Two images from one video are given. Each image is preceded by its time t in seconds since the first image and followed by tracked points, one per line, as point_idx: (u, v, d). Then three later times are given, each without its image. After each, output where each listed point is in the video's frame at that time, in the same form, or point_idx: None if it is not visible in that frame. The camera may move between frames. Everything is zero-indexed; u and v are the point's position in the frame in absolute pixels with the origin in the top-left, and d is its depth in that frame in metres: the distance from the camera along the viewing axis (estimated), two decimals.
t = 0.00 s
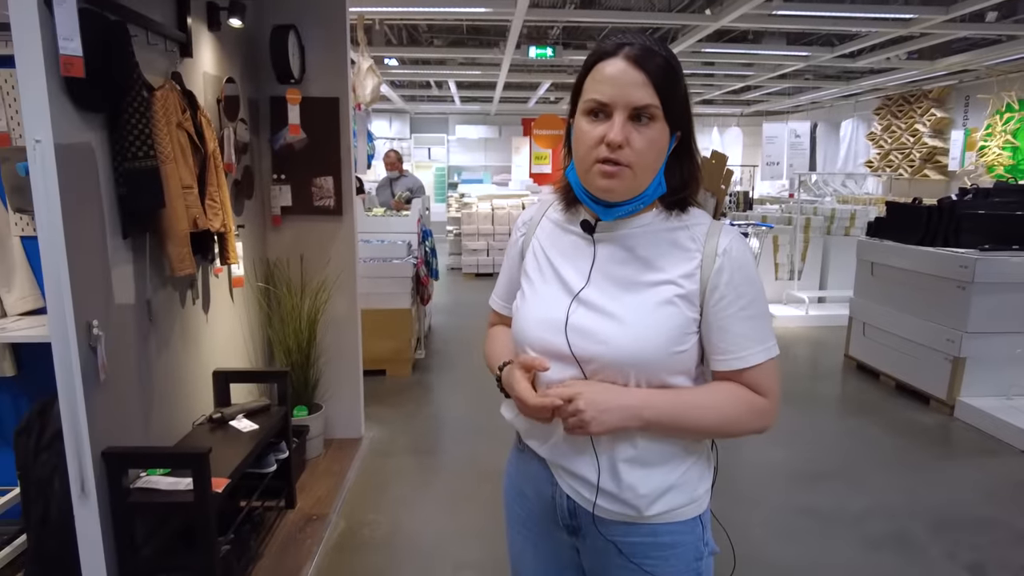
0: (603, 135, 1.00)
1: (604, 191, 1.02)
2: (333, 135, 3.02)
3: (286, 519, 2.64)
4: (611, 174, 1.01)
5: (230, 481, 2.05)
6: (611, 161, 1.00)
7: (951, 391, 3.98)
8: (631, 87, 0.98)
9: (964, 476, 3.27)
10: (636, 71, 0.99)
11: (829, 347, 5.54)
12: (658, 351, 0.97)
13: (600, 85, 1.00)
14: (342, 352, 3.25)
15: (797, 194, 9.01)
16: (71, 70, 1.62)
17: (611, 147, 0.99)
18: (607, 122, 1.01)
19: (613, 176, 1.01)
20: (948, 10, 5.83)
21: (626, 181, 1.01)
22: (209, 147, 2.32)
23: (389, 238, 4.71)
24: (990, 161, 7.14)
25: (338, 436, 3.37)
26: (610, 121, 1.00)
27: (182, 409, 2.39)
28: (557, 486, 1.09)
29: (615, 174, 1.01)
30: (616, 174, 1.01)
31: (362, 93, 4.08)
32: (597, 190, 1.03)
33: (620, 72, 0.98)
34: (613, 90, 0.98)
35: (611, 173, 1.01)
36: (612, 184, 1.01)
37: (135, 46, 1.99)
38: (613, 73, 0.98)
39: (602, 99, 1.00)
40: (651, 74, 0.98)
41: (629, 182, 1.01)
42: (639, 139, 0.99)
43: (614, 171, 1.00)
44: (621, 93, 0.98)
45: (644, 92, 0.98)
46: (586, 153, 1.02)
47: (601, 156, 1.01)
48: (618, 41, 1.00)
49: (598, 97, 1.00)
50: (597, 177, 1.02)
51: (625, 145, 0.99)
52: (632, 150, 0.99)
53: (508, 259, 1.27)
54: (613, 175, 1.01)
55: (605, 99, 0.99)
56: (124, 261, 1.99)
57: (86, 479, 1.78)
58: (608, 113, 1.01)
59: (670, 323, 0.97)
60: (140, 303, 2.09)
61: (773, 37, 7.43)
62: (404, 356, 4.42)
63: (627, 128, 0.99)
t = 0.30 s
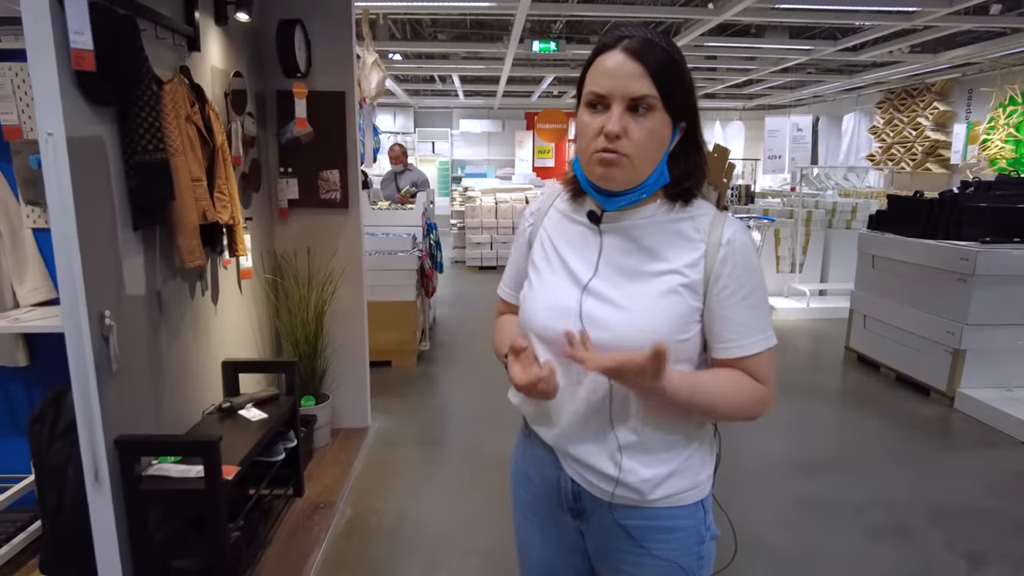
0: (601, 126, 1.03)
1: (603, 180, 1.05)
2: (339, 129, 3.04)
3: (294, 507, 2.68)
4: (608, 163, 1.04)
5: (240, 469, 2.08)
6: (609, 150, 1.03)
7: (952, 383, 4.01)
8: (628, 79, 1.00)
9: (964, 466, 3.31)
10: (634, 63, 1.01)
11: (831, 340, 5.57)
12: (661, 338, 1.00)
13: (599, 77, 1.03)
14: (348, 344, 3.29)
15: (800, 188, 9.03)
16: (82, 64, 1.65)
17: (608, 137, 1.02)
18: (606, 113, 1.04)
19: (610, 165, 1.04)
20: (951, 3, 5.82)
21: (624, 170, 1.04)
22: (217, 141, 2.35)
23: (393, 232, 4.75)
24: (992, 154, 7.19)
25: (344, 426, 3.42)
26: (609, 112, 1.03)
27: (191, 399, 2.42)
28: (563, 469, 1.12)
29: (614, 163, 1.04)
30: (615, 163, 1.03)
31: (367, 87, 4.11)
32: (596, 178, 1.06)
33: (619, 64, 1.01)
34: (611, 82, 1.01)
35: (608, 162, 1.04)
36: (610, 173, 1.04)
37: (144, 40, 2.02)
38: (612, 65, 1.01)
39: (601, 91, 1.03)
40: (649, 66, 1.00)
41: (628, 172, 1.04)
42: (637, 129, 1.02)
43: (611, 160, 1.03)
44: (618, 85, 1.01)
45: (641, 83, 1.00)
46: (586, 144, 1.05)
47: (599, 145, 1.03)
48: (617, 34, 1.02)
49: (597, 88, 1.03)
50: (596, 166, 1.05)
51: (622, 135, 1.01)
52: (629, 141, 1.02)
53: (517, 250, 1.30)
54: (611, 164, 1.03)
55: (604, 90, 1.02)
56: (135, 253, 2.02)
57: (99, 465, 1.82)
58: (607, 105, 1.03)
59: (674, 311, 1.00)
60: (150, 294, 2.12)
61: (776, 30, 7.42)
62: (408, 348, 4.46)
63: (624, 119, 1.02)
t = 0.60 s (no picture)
0: (602, 124, 1.03)
1: (606, 179, 1.05)
2: (343, 126, 3.05)
3: (299, 503, 2.69)
4: (609, 161, 1.03)
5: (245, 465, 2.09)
6: (610, 149, 1.03)
7: (956, 380, 4.01)
8: (629, 78, 1.00)
9: (967, 463, 3.30)
10: (636, 63, 1.01)
11: (834, 337, 5.57)
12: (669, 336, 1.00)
13: (601, 77, 1.03)
14: (352, 341, 3.30)
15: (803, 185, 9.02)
16: (91, 63, 1.66)
17: (609, 136, 1.02)
18: (607, 112, 1.04)
19: (612, 163, 1.03)
20: None
21: (626, 168, 1.03)
22: (222, 138, 2.36)
23: (397, 229, 4.76)
24: (997, 152, 7.09)
25: (349, 423, 3.43)
26: (610, 111, 1.03)
27: (197, 395, 2.43)
28: (570, 466, 1.13)
29: (615, 161, 1.03)
30: (617, 162, 1.03)
31: (370, 84, 4.11)
32: (600, 177, 1.06)
33: (620, 64, 1.01)
34: (612, 82, 1.01)
35: (610, 161, 1.03)
36: (613, 171, 1.04)
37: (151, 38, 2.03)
38: (614, 65, 1.02)
39: (602, 90, 1.03)
40: (649, 64, 1.00)
41: (630, 170, 1.03)
42: (639, 127, 1.01)
43: (612, 158, 1.03)
44: (619, 84, 1.01)
45: (642, 81, 1.00)
46: (589, 143, 1.05)
47: (601, 145, 1.03)
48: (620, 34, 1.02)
49: (599, 88, 1.04)
50: (598, 164, 1.05)
51: (623, 133, 1.01)
52: (630, 139, 1.01)
53: (526, 249, 1.30)
54: (612, 162, 1.03)
55: (605, 89, 1.02)
56: (141, 250, 2.03)
57: (107, 461, 1.83)
58: (608, 104, 1.03)
59: (682, 310, 1.00)
60: (156, 290, 2.13)
61: (781, 26, 7.39)
62: (411, 345, 4.47)
63: (625, 117, 1.01)
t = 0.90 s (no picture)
0: (605, 121, 1.03)
1: (609, 176, 1.05)
2: (347, 124, 3.05)
3: (303, 501, 2.70)
4: (612, 158, 1.04)
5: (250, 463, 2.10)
6: (613, 146, 1.03)
7: (959, 379, 4.01)
8: (631, 74, 1.00)
9: (970, 461, 3.30)
10: (639, 60, 1.01)
11: (837, 336, 5.56)
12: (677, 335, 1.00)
13: (604, 74, 1.03)
14: (355, 339, 3.30)
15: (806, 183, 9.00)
16: (98, 61, 1.67)
17: (612, 133, 1.02)
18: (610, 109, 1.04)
19: (614, 159, 1.04)
20: None
21: (629, 164, 1.03)
22: (226, 137, 2.36)
23: (400, 228, 4.72)
24: (1000, 150, 7.09)
25: (352, 421, 3.43)
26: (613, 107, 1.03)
27: (202, 393, 2.44)
28: (577, 463, 1.13)
29: (618, 157, 1.03)
30: (619, 158, 1.03)
31: (373, 82, 4.11)
32: (604, 174, 1.06)
33: (623, 61, 1.01)
34: (615, 79, 1.02)
35: (613, 157, 1.04)
36: (615, 167, 1.04)
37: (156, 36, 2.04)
38: (617, 62, 1.02)
39: (605, 87, 1.03)
40: (651, 60, 1.00)
41: (632, 166, 1.03)
42: (641, 123, 1.01)
43: (615, 154, 1.03)
44: (621, 80, 1.01)
45: (644, 78, 1.00)
46: (593, 139, 1.06)
47: (604, 141, 1.04)
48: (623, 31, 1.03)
49: (602, 85, 1.04)
50: (602, 160, 1.05)
51: (624, 129, 1.01)
52: (633, 135, 1.01)
53: (533, 246, 1.31)
54: (615, 158, 1.04)
55: (608, 86, 1.03)
56: (147, 248, 2.03)
57: (113, 458, 1.84)
58: (611, 101, 1.04)
59: (690, 308, 1.00)
60: (161, 288, 2.14)
61: (783, 24, 7.38)
62: (414, 344, 4.48)
63: (627, 113, 1.02)
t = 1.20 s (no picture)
0: (609, 130, 1.05)
1: (614, 183, 1.07)
2: (350, 126, 3.07)
3: (307, 500, 2.72)
4: (617, 166, 1.06)
5: (255, 462, 2.12)
6: (617, 155, 1.05)
7: (959, 379, 4.02)
8: (634, 85, 1.02)
9: (970, 461, 3.32)
10: (641, 69, 1.03)
11: (838, 335, 5.58)
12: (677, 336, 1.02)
13: (608, 84, 1.05)
14: (358, 339, 3.32)
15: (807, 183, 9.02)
16: (105, 65, 1.69)
17: (616, 142, 1.04)
18: (614, 118, 1.06)
19: (619, 168, 1.06)
20: None
21: (633, 171, 1.05)
22: (231, 139, 2.38)
23: (402, 228, 4.73)
24: (1001, 150, 7.07)
25: (355, 420, 3.45)
26: (616, 116, 1.05)
27: (207, 393, 2.46)
28: (579, 462, 1.15)
29: (622, 166, 1.05)
30: (624, 167, 1.05)
31: (375, 83, 4.14)
32: (608, 181, 1.08)
33: (626, 70, 1.03)
34: (618, 88, 1.04)
35: (618, 166, 1.06)
36: (619, 175, 1.06)
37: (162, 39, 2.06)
38: (620, 72, 1.04)
39: (609, 96, 1.05)
40: (653, 71, 1.02)
41: (636, 174, 1.05)
42: (644, 133, 1.03)
43: (620, 163, 1.05)
44: (624, 90, 1.03)
45: (646, 87, 1.02)
46: (598, 148, 1.08)
47: (608, 150, 1.06)
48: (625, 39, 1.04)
49: (606, 94, 1.06)
50: (606, 168, 1.07)
51: (628, 138, 1.03)
52: (637, 144, 1.03)
53: (538, 249, 1.33)
54: (619, 166, 1.05)
55: (611, 95, 1.05)
56: (153, 249, 2.05)
57: (120, 458, 1.86)
58: (615, 110, 1.06)
59: (691, 309, 1.02)
60: (167, 289, 2.16)
61: (784, 24, 7.38)
62: (417, 343, 4.50)
63: (631, 123, 1.03)
